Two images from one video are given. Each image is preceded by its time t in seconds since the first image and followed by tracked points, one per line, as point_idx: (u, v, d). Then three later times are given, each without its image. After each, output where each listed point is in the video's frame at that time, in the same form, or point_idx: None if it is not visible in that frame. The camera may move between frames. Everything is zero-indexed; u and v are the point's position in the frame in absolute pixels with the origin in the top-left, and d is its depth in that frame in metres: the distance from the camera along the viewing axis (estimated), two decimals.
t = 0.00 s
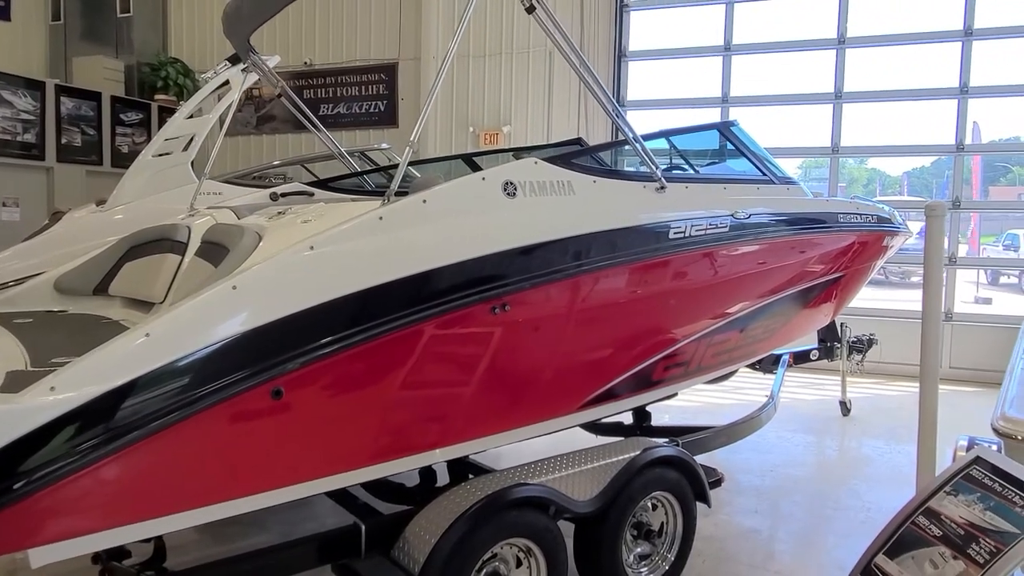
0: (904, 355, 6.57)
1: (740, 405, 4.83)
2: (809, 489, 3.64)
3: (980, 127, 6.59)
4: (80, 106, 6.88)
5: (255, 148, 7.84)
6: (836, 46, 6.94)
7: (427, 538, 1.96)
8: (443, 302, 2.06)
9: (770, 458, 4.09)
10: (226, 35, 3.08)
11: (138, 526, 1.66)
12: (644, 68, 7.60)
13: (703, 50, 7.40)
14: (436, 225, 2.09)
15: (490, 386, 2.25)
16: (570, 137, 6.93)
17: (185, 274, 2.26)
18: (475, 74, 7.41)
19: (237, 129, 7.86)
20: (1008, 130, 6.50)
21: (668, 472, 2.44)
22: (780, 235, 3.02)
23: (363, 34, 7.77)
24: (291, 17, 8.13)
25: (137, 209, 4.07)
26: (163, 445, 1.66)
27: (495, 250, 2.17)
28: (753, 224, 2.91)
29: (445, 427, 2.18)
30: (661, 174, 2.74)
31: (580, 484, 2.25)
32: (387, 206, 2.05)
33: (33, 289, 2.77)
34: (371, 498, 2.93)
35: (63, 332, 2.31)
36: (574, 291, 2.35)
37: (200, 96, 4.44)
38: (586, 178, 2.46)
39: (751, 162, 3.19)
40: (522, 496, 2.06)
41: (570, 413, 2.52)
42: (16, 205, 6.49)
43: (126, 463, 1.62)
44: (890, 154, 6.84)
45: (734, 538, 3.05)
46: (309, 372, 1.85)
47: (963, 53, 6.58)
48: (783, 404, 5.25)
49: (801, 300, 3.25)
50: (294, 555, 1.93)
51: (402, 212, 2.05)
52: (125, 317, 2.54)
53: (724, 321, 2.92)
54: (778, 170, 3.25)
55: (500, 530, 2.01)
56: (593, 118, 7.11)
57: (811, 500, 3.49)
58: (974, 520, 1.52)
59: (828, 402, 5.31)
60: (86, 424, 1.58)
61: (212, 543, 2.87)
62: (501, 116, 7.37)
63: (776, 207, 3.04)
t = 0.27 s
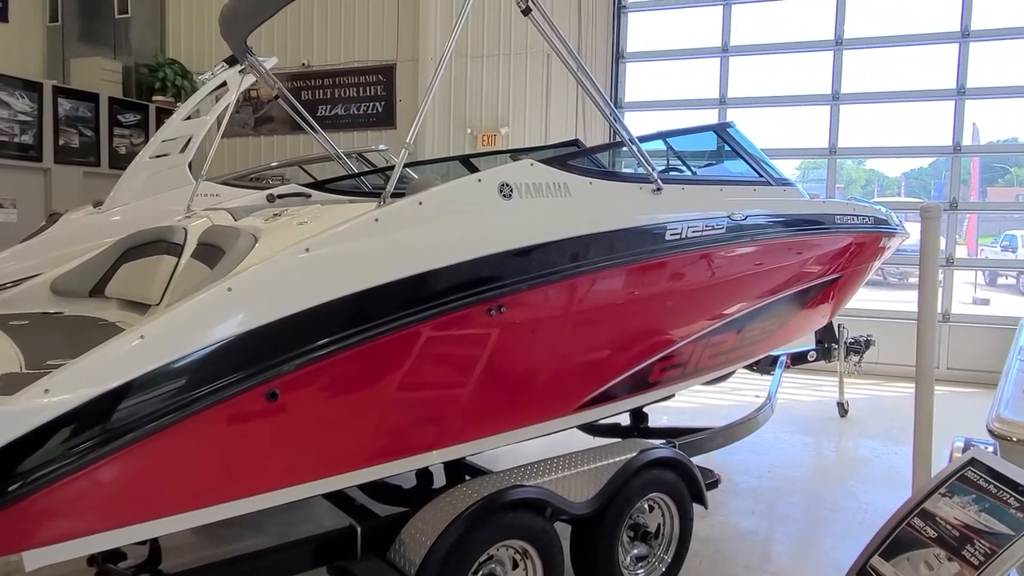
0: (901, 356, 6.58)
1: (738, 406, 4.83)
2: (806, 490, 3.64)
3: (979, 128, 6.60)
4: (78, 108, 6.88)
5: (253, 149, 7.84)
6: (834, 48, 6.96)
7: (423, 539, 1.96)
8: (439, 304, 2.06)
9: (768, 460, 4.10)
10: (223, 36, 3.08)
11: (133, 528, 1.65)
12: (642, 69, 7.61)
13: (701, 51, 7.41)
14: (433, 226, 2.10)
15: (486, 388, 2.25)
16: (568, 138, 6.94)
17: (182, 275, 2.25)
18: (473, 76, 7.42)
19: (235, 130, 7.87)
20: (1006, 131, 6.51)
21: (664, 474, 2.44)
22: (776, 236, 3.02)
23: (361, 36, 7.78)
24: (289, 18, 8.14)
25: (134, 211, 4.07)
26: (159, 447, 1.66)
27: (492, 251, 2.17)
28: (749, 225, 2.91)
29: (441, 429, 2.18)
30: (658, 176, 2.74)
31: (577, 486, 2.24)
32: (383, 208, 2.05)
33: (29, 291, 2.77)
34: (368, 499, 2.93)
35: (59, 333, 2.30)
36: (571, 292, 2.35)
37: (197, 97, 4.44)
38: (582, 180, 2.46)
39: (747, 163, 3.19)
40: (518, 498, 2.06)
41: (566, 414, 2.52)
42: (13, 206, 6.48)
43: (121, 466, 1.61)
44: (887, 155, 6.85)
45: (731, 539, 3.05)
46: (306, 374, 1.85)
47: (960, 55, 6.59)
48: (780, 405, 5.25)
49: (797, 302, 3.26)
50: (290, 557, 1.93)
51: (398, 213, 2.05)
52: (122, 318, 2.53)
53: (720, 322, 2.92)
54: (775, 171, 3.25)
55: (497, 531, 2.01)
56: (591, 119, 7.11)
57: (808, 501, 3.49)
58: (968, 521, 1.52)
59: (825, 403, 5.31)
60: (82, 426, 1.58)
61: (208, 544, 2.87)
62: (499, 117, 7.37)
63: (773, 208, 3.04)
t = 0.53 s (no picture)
0: (899, 356, 6.58)
1: (736, 406, 4.83)
2: (804, 490, 3.64)
3: (978, 129, 6.60)
4: (76, 108, 6.87)
5: (252, 149, 7.84)
6: (831, 48, 6.96)
7: (419, 541, 1.96)
8: (436, 304, 2.06)
9: (765, 459, 4.10)
10: (220, 37, 3.08)
11: (129, 529, 1.65)
12: (640, 69, 7.61)
13: (699, 52, 7.41)
14: (429, 226, 2.09)
15: (483, 389, 2.25)
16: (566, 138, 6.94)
17: (178, 275, 2.25)
18: (471, 76, 7.42)
19: (233, 130, 7.86)
20: (1004, 131, 6.52)
21: (661, 474, 2.44)
22: (774, 236, 3.02)
23: (359, 36, 7.78)
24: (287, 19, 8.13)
25: (131, 211, 4.06)
26: (154, 448, 1.66)
27: (488, 252, 2.17)
28: (747, 225, 2.91)
29: (438, 429, 2.18)
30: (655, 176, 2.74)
31: (573, 487, 2.24)
32: (379, 209, 2.04)
33: (26, 292, 2.76)
34: (365, 499, 2.93)
35: (56, 334, 2.30)
36: (568, 292, 2.35)
37: (195, 97, 4.43)
38: (579, 180, 2.46)
39: (745, 163, 3.19)
40: (514, 498, 2.05)
41: (563, 414, 2.52)
42: (11, 206, 6.48)
43: (117, 466, 1.61)
44: (886, 155, 6.85)
45: (728, 539, 3.05)
46: (302, 374, 1.84)
47: (957, 55, 6.59)
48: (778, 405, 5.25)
49: (795, 302, 3.26)
50: (286, 557, 1.93)
51: (394, 214, 2.04)
52: (119, 319, 2.53)
53: (717, 323, 2.92)
54: (772, 172, 3.25)
55: (493, 532, 2.01)
56: (589, 119, 7.11)
57: (806, 501, 3.49)
58: (964, 522, 1.52)
59: (823, 403, 5.31)
60: (78, 427, 1.57)
61: (205, 545, 2.87)
62: (498, 117, 7.37)
63: (770, 208, 3.04)
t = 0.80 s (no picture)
0: (897, 355, 6.58)
1: (733, 404, 4.84)
2: (802, 488, 3.64)
3: (977, 128, 6.60)
4: (73, 106, 6.86)
5: (250, 148, 7.83)
6: (829, 47, 6.97)
7: (416, 537, 1.96)
8: (433, 300, 2.06)
9: (763, 457, 4.10)
10: (218, 34, 3.07)
11: (125, 525, 1.65)
12: (639, 67, 7.62)
13: (697, 51, 7.41)
14: (427, 222, 2.09)
15: (481, 385, 2.25)
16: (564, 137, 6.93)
17: (176, 271, 2.25)
18: (470, 74, 7.42)
19: (231, 129, 7.85)
20: (1003, 131, 6.53)
21: (659, 470, 2.44)
22: (771, 234, 3.02)
23: (358, 35, 7.77)
24: (285, 18, 8.12)
25: (129, 209, 4.06)
26: (150, 443, 1.65)
27: (486, 248, 2.17)
28: (744, 222, 2.91)
29: (436, 425, 2.17)
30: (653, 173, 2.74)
31: (571, 483, 2.24)
32: (376, 204, 2.04)
33: (22, 289, 2.76)
34: (363, 496, 2.92)
35: (52, 331, 2.30)
36: (566, 289, 2.35)
37: (192, 95, 4.43)
38: (576, 176, 2.46)
39: (743, 161, 3.19)
40: (512, 494, 2.05)
41: (561, 411, 2.51)
42: (9, 205, 6.46)
43: (113, 462, 1.61)
44: (884, 154, 6.85)
45: (725, 536, 3.05)
46: (299, 370, 1.84)
47: (956, 54, 6.59)
48: (776, 403, 5.25)
49: (792, 300, 3.26)
50: (283, 553, 1.93)
51: (390, 210, 2.04)
52: (115, 317, 2.53)
53: (715, 320, 2.92)
54: (770, 169, 3.25)
55: (491, 528, 2.00)
56: (587, 118, 7.10)
57: (803, 499, 3.49)
58: (961, 516, 1.52)
59: (821, 401, 5.31)
60: (74, 422, 1.57)
61: (203, 542, 2.86)
62: (496, 116, 7.37)
63: (767, 206, 3.04)
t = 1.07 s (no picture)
0: (898, 351, 6.58)
1: (734, 400, 4.84)
2: (802, 482, 3.64)
3: (978, 124, 6.60)
4: (73, 104, 6.86)
5: (250, 145, 7.83)
6: (830, 43, 6.96)
7: (417, 528, 1.96)
8: (433, 291, 2.06)
9: (764, 452, 4.09)
10: (217, 29, 3.07)
11: (125, 515, 1.65)
12: (639, 64, 7.61)
13: (698, 47, 7.40)
14: (427, 213, 2.09)
15: (481, 378, 2.25)
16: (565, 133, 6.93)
17: (177, 263, 2.25)
18: (470, 71, 7.42)
19: (231, 126, 7.85)
20: (1004, 127, 6.53)
21: (660, 463, 2.44)
22: (771, 228, 3.02)
23: (358, 32, 7.76)
24: (285, 15, 8.12)
25: (129, 204, 4.06)
26: (150, 434, 1.65)
27: (486, 239, 2.16)
28: (745, 215, 2.91)
29: (436, 418, 2.17)
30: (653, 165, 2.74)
31: (572, 475, 2.24)
32: (376, 195, 2.04)
33: (23, 283, 2.76)
34: (363, 489, 2.92)
35: (52, 324, 2.30)
36: (566, 281, 2.35)
37: (192, 91, 4.43)
38: (577, 169, 2.46)
39: (744, 154, 3.19)
40: (512, 486, 2.05)
41: (561, 404, 2.52)
42: (9, 202, 6.46)
43: (112, 452, 1.61)
44: (884, 150, 6.85)
45: (726, 529, 3.06)
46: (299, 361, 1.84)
47: (956, 49, 6.59)
48: (777, 399, 5.25)
49: (792, 294, 3.26)
50: (283, 545, 1.93)
51: (391, 201, 2.04)
52: (116, 310, 2.53)
53: (715, 314, 2.91)
54: (771, 163, 3.25)
55: (492, 519, 2.00)
56: (588, 114, 7.09)
57: (804, 493, 3.49)
58: (963, 505, 1.52)
59: (822, 396, 5.31)
60: (73, 413, 1.57)
61: (203, 536, 2.87)
62: (496, 113, 7.37)
63: (768, 199, 3.03)
